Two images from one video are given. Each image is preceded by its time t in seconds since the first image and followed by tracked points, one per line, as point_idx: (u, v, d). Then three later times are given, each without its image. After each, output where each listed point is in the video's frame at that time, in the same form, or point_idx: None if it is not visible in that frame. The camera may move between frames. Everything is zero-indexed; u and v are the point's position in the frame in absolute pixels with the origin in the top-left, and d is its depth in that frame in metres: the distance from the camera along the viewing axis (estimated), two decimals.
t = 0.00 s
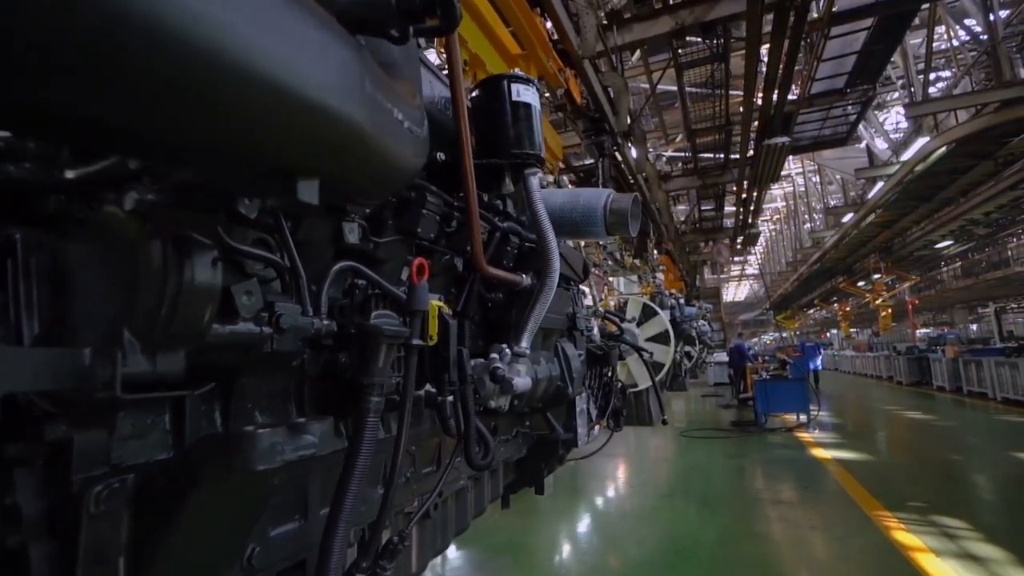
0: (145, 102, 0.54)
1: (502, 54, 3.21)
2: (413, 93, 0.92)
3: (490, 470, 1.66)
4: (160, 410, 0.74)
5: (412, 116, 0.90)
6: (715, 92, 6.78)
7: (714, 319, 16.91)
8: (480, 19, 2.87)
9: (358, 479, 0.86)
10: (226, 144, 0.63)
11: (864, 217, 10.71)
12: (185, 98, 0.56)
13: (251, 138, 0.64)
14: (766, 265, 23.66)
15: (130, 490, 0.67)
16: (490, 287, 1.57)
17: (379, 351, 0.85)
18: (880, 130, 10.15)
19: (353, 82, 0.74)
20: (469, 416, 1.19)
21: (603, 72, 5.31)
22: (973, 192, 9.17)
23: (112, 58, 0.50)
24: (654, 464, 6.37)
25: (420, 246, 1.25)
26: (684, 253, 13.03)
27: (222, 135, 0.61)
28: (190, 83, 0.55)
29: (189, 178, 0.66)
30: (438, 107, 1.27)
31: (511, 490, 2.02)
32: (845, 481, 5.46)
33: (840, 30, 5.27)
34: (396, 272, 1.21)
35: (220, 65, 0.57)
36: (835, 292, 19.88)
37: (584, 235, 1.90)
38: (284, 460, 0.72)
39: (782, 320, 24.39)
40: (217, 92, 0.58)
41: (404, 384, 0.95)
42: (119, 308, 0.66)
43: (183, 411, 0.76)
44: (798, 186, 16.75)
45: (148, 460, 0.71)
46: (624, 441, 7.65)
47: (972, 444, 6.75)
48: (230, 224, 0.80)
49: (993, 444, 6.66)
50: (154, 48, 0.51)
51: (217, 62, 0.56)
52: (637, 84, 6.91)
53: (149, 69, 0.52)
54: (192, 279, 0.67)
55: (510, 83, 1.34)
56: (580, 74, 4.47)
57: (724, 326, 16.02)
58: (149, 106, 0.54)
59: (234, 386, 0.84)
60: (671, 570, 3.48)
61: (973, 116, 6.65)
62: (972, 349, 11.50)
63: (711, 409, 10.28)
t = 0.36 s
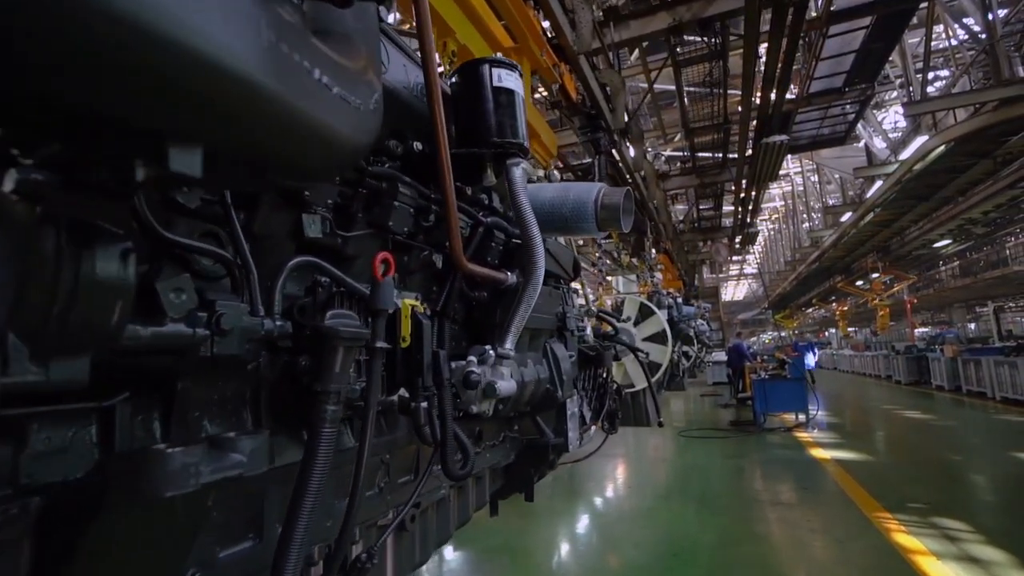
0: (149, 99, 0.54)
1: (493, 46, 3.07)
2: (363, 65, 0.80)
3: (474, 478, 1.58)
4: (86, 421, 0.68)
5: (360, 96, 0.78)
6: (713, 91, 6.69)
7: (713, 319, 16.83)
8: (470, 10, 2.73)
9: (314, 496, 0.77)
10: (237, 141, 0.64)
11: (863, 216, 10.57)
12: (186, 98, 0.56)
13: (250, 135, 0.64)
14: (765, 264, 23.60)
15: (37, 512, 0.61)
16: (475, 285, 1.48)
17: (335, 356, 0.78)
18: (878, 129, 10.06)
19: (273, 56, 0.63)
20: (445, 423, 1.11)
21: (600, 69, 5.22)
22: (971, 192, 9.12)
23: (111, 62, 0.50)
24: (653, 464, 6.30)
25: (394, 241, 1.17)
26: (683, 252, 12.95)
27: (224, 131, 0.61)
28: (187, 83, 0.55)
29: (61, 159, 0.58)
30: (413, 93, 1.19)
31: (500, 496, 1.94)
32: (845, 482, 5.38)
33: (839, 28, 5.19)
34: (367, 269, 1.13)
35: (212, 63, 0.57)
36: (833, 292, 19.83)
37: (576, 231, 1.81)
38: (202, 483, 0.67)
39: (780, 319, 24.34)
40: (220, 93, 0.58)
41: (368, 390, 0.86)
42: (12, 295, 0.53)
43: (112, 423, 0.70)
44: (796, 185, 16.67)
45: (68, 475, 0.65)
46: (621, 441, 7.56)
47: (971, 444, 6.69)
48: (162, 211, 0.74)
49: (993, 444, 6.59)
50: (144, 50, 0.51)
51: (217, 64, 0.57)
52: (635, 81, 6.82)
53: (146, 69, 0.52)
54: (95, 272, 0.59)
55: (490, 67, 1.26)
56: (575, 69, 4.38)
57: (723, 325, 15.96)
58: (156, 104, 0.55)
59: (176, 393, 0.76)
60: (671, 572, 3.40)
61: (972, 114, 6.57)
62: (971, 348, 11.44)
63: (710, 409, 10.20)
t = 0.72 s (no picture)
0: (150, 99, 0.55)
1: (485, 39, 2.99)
2: (320, 39, 0.74)
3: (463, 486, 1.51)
4: (5, 441, 0.62)
5: (311, 70, 0.72)
6: (711, 89, 6.63)
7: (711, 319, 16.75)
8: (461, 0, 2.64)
9: (274, 516, 0.69)
10: (231, 135, 0.65)
11: (862, 214, 10.43)
12: (185, 96, 0.57)
13: (238, 129, 0.65)
14: (763, 262, 23.54)
15: None
16: (462, 285, 1.41)
17: (297, 364, 0.70)
18: (877, 128, 10.00)
19: (192, 21, 0.56)
20: (427, 432, 1.04)
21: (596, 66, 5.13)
22: (970, 191, 9.07)
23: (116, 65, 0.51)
24: (652, 464, 6.24)
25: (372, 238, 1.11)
26: (681, 250, 12.89)
27: (217, 126, 0.63)
28: (180, 82, 0.56)
29: None
30: (395, 79, 1.12)
31: (491, 503, 1.87)
32: (845, 482, 5.31)
33: (837, 26, 5.13)
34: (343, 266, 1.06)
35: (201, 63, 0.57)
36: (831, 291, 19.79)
37: (569, 227, 1.74)
38: (116, 516, 0.61)
39: (778, 319, 24.29)
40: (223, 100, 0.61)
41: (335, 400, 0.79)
42: None
43: (39, 443, 0.64)
44: (794, 184, 16.60)
45: None
46: (619, 441, 7.50)
47: (971, 444, 6.64)
48: (98, 205, 0.67)
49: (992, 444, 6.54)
50: (139, 51, 0.52)
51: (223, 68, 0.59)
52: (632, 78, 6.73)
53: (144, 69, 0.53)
54: None
55: (476, 53, 1.19)
56: (570, 64, 4.29)
57: (721, 324, 15.91)
58: (156, 104, 0.56)
59: (116, 405, 0.69)
60: None
61: (970, 112, 6.48)
62: (970, 347, 11.39)
63: (708, 409, 10.14)
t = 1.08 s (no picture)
0: (141, 103, 0.57)
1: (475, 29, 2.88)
2: None
3: (448, 498, 1.43)
4: None
5: (216, 23, 0.61)
6: (710, 88, 6.54)
7: (710, 317, 16.68)
8: None
9: (212, 552, 0.59)
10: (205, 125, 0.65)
11: (861, 213, 10.41)
12: (169, 100, 0.59)
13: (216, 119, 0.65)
14: (762, 261, 23.46)
15: None
16: (445, 285, 1.32)
17: (238, 378, 0.61)
18: (875, 127, 9.92)
19: None
20: (401, 446, 0.96)
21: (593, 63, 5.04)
22: (969, 190, 9.01)
23: (98, 68, 0.52)
24: (651, 464, 6.17)
25: (343, 234, 1.02)
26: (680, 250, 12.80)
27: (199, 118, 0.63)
28: (159, 87, 0.57)
29: None
30: (366, 61, 1.03)
31: (480, 512, 1.79)
32: (846, 483, 5.22)
33: (836, 24, 5.04)
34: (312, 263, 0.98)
35: (165, 57, 0.57)
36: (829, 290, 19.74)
37: (561, 224, 1.64)
38: None
39: (778, 318, 24.23)
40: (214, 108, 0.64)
41: (287, 416, 0.70)
42: None
43: None
44: (793, 183, 16.52)
45: None
46: (617, 442, 7.42)
47: (971, 444, 6.57)
48: (4, 195, 0.60)
49: (993, 443, 6.46)
50: (117, 57, 0.53)
51: (223, 84, 0.63)
52: (629, 76, 6.65)
53: (133, 74, 0.55)
54: None
55: (457, 34, 1.11)
56: (566, 60, 4.20)
57: (720, 323, 15.83)
58: (146, 110, 0.58)
59: (25, 425, 0.59)
60: None
61: (970, 110, 6.40)
62: (969, 346, 11.33)
63: (707, 409, 10.07)
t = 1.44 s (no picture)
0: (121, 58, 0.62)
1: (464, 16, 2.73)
2: None
3: (423, 512, 1.32)
4: None
5: None
6: (709, 86, 6.42)
7: (709, 316, 16.57)
8: None
9: None
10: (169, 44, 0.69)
11: (861, 212, 10.30)
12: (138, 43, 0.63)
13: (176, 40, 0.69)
14: (762, 260, 23.33)
15: None
16: (417, 283, 1.23)
17: (130, 388, 0.55)
18: (875, 125, 9.81)
19: None
20: (355, 462, 0.86)
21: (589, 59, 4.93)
22: (969, 188, 8.89)
23: (83, 46, 0.58)
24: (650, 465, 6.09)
25: (297, 225, 0.93)
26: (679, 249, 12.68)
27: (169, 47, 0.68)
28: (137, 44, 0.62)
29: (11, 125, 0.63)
30: (320, 32, 0.91)
31: (462, 523, 1.69)
32: (846, 484, 5.12)
33: (835, 21, 4.93)
34: (260, 257, 0.89)
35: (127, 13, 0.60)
36: (829, 289, 19.64)
37: (545, 218, 1.54)
38: None
39: (778, 317, 24.13)
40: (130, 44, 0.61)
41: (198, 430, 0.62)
42: None
43: None
44: (793, 181, 16.38)
45: None
46: (616, 442, 7.32)
47: (973, 443, 6.46)
48: None
49: (995, 443, 6.36)
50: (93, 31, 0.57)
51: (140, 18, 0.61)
52: (626, 72, 6.52)
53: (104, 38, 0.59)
54: None
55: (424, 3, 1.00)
56: (561, 54, 4.07)
57: (719, 323, 15.73)
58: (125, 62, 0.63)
59: None
60: None
61: (970, 108, 6.29)
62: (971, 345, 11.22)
63: (707, 409, 9.97)
